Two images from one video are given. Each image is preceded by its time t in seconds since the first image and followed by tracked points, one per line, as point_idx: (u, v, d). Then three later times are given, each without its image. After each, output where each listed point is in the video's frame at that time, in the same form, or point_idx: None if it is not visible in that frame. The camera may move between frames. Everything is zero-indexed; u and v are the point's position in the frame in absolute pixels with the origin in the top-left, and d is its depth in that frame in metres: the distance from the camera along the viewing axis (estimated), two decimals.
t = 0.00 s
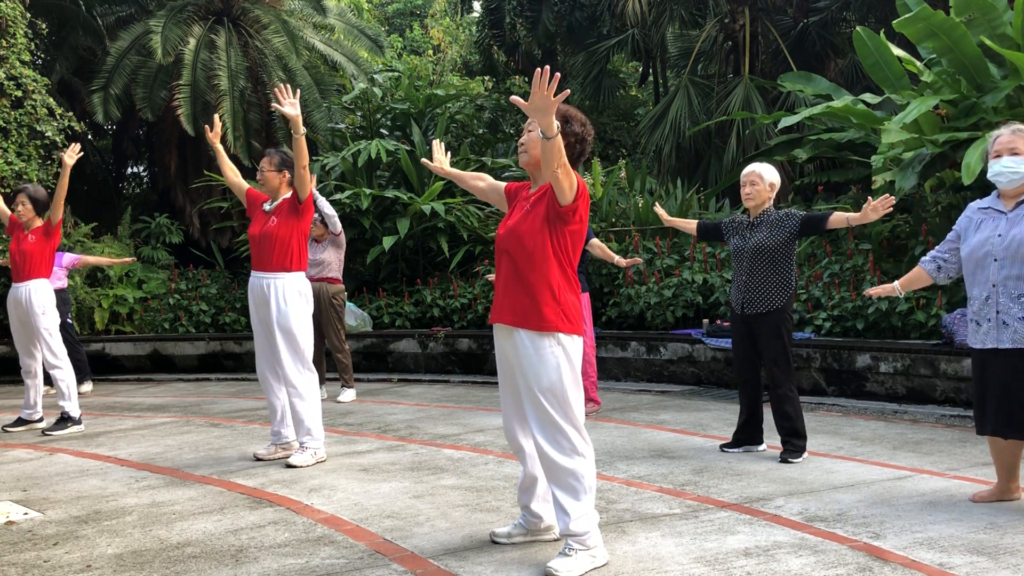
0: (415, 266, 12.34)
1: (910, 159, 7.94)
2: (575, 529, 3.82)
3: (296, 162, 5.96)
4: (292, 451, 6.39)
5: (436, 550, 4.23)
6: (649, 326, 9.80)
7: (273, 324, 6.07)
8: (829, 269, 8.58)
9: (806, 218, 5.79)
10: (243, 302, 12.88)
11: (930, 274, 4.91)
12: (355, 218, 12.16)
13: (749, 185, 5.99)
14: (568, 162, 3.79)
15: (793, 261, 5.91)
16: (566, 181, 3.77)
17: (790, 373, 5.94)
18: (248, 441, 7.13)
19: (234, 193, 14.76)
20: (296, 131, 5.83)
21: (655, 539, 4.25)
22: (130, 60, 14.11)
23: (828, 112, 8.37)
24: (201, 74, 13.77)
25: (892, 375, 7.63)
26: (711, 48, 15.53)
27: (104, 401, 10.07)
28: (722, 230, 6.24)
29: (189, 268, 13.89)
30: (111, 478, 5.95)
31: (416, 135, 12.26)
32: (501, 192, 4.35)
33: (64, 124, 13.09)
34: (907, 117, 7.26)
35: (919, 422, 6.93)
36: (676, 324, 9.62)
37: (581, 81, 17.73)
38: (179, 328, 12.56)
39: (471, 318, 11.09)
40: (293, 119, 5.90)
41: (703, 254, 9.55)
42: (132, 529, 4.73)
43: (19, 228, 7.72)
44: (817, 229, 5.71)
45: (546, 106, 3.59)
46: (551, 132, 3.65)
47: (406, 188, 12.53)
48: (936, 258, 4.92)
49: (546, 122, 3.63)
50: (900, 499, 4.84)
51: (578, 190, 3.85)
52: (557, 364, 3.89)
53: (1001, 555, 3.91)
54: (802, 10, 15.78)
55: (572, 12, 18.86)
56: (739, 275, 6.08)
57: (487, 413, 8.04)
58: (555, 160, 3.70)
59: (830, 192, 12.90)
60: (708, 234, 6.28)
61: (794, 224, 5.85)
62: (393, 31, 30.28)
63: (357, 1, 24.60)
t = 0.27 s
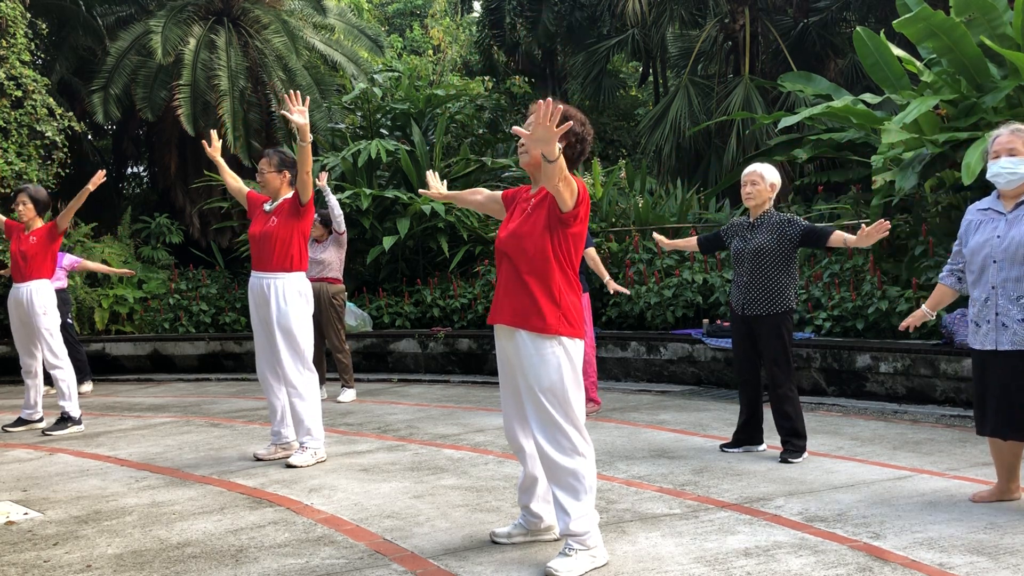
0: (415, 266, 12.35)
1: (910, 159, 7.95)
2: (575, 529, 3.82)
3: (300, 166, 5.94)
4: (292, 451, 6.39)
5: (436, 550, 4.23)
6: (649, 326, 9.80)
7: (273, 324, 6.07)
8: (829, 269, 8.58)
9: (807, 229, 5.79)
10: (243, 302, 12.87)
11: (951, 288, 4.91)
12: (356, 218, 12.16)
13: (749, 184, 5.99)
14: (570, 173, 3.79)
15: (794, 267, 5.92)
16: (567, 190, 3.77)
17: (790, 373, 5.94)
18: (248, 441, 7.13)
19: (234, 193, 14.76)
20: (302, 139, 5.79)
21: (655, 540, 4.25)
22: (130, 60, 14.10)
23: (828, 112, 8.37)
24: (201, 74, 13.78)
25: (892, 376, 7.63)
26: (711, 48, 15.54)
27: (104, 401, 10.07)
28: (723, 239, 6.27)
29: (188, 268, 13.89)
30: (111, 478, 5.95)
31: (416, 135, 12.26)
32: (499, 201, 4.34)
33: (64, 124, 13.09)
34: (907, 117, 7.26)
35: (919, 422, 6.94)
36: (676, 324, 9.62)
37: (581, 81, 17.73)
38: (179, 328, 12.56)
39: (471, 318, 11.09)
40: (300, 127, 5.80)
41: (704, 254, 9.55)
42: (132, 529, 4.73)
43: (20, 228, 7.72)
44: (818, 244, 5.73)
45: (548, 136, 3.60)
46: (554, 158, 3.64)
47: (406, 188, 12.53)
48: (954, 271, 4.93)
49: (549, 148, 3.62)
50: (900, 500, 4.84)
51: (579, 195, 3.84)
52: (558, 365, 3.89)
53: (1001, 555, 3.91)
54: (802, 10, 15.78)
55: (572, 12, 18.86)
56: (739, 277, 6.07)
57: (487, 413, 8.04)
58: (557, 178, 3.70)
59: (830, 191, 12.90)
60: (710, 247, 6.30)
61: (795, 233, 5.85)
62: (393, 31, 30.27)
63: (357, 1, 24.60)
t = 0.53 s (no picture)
0: (415, 266, 12.34)
1: (910, 159, 7.95)
2: (575, 529, 3.82)
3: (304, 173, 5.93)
4: (292, 451, 6.38)
5: (436, 549, 4.23)
6: (649, 326, 9.80)
7: (274, 324, 6.08)
8: (829, 269, 8.59)
9: (806, 235, 5.78)
10: (243, 302, 12.88)
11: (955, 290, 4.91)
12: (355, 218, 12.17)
13: (749, 184, 5.99)
14: (571, 182, 3.78)
15: (792, 269, 5.92)
16: (567, 197, 3.77)
17: (790, 373, 5.94)
18: (248, 441, 7.13)
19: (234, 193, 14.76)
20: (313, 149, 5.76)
21: (655, 539, 4.25)
22: (130, 60, 14.10)
23: (828, 112, 8.37)
24: (201, 74, 13.78)
25: (892, 375, 7.62)
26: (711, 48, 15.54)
27: (104, 401, 10.07)
28: (724, 245, 6.28)
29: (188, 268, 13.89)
30: (111, 478, 5.95)
31: (416, 135, 12.25)
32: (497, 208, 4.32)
33: (64, 124, 13.09)
34: (907, 117, 7.26)
35: (919, 422, 6.93)
36: (676, 325, 9.62)
37: (581, 81, 17.72)
38: (179, 328, 12.56)
39: (471, 318, 11.09)
40: (311, 139, 5.77)
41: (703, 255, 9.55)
42: (132, 529, 4.73)
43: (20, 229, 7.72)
44: (816, 251, 5.71)
45: (551, 163, 3.57)
46: (556, 176, 3.63)
47: (406, 188, 12.53)
48: (957, 273, 4.93)
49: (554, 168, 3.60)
50: (900, 499, 4.84)
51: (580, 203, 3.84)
52: (558, 366, 3.89)
53: (1001, 555, 3.91)
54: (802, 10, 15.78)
55: (572, 12, 18.87)
56: (739, 278, 6.07)
57: (487, 413, 8.04)
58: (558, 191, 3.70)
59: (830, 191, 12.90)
60: (711, 256, 6.32)
61: (794, 237, 5.84)
62: (393, 31, 30.26)
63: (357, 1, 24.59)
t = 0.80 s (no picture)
0: (415, 266, 12.35)
1: (910, 159, 7.95)
2: (575, 529, 3.82)
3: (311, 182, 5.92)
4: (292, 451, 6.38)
5: (436, 550, 4.23)
6: (649, 326, 9.80)
7: (274, 324, 6.08)
8: (829, 269, 8.59)
9: (805, 229, 5.78)
10: (243, 302, 12.88)
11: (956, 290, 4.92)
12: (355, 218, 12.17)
13: (749, 184, 5.99)
14: (572, 188, 3.79)
15: (793, 266, 5.91)
16: (568, 203, 3.77)
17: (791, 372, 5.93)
18: (248, 441, 7.13)
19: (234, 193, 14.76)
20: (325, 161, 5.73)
21: (655, 539, 4.25)
22: (130, 60, 14.10)
23: (828, 112, 8.37)
24: (201, 74, 13.78)
25: (892, 375, 7.63)
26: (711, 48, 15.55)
27: (104, 401, 10.07)
28: (721, 241, 6.28)
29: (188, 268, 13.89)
30: (111, 478, 5.95)
31: (416, 135, 12.25)
32: (497, 212, 4.32)
33: (64, 125, 13.09)
34: (907, 117, 7.26)
35: (919, 422, 6.93)
36: (676, 324, 9.62)
37: (581, 81, 17.72)
38: (179, 328, 12.56)
39: (471, 318, 11.09)
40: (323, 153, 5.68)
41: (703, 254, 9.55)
42: (132, 529, 4.73)
43: (21, 228, 7.72)
44: (817, 243, 5.71)
45: (552, 180, 3.59)
46: (557, 187, 3.64)
47: (406, 188, 12.53)
48: (958, 273, 4.94)
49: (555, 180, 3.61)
50: (900, 499, 4.84)
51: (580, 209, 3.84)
52: (558, 366, 3.89)
53: (1001, 555, 3.90)
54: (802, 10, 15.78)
55: (572, 12, 18.87)
56: (738, 277, 6.06)
57: (487, 413, 8.04)
58: (559, 200, 3.72)
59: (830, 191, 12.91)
60: (709, 251, 6.31)
61: (794, 233, 5.84)
62: (393, 31, 30.26)
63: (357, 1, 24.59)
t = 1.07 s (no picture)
0: (415, 266, 12.35)
1: (910, 159, 7.95)
2: (575, 529, 3.82)
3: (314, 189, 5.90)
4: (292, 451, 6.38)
5: (436, 549, 4.23)
6: (649, 326, 9.80)
7: (275, 324, 6.08)
8: (829, 269, 8.59)
9: (801, 230, 5.79)
10: (243, 302, 12.88)
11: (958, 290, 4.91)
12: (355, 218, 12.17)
13: (745, 185, 5.96)
14: (571, 189, 3.78)
15: (789, 267, 5.93)
16: (567, 203, 3.76)
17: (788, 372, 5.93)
18: (247, 441, 7.12)
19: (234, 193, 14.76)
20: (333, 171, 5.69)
21: (655, 540, 4.25)
22: (130, 60, 14.10)
23: (828, 113, 8.36)
24: (201, 74, 13.78)
25: (892, 375, 7.63)
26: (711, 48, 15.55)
27: (104, 401, 10.07)
28: (716, 240, 6.25)
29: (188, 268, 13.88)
30: (111, 478, 5.95)
31: (416, 135, 12.25)
32: (496, 213, 4.31)
33: (64, 124, 13.09)
34: (907, 117, 7.25)
35: (919, 422, 6.93)
36: (676, 324, 9.61)
37: (581, 80, 17.71)
38: (179, 328, 12.56)
39: (471, 317, 11.09)
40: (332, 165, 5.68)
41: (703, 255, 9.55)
42: (132, 529, 4.73)
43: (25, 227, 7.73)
44: (813, 245, 5.71)
45: (552, 183, 3.59)
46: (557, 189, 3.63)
47: (406, 188, 12.53)
48: (959, 272, 4.94)
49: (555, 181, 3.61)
50: (900, 499, 4.84)
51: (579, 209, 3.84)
52: (557, 366, 3.88)
53: (1001, 555, 3.90)
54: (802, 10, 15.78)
55: (572, 12, 18.87)
56: (734, 278, 6.06)
57: (487, 413, 8.04)
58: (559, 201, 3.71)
59: (830, 191, 12.91)
60: (704, 249, 6.28)
61: (790, 234, 5.85)
62: (393, 31, 30.25)
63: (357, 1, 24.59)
